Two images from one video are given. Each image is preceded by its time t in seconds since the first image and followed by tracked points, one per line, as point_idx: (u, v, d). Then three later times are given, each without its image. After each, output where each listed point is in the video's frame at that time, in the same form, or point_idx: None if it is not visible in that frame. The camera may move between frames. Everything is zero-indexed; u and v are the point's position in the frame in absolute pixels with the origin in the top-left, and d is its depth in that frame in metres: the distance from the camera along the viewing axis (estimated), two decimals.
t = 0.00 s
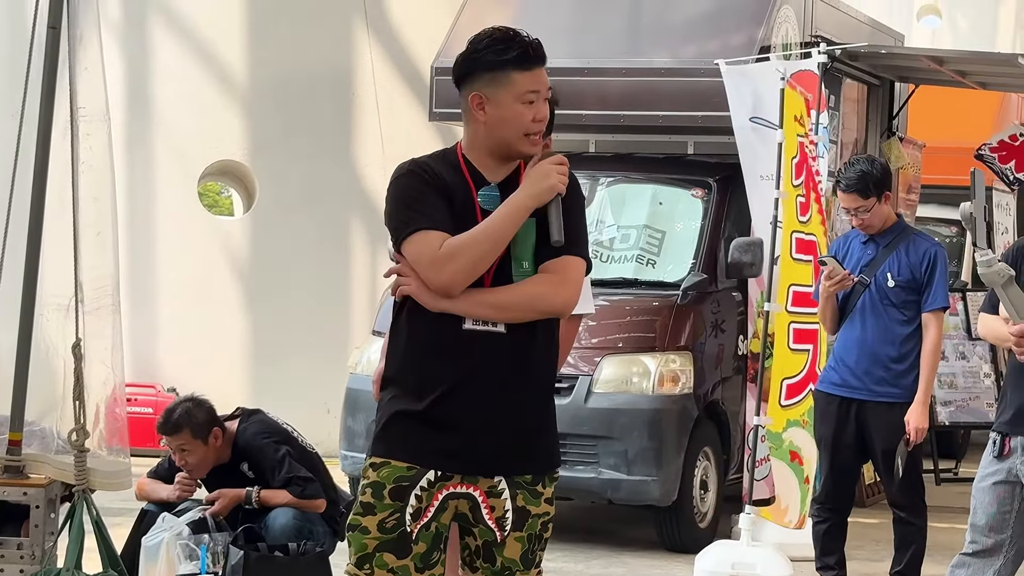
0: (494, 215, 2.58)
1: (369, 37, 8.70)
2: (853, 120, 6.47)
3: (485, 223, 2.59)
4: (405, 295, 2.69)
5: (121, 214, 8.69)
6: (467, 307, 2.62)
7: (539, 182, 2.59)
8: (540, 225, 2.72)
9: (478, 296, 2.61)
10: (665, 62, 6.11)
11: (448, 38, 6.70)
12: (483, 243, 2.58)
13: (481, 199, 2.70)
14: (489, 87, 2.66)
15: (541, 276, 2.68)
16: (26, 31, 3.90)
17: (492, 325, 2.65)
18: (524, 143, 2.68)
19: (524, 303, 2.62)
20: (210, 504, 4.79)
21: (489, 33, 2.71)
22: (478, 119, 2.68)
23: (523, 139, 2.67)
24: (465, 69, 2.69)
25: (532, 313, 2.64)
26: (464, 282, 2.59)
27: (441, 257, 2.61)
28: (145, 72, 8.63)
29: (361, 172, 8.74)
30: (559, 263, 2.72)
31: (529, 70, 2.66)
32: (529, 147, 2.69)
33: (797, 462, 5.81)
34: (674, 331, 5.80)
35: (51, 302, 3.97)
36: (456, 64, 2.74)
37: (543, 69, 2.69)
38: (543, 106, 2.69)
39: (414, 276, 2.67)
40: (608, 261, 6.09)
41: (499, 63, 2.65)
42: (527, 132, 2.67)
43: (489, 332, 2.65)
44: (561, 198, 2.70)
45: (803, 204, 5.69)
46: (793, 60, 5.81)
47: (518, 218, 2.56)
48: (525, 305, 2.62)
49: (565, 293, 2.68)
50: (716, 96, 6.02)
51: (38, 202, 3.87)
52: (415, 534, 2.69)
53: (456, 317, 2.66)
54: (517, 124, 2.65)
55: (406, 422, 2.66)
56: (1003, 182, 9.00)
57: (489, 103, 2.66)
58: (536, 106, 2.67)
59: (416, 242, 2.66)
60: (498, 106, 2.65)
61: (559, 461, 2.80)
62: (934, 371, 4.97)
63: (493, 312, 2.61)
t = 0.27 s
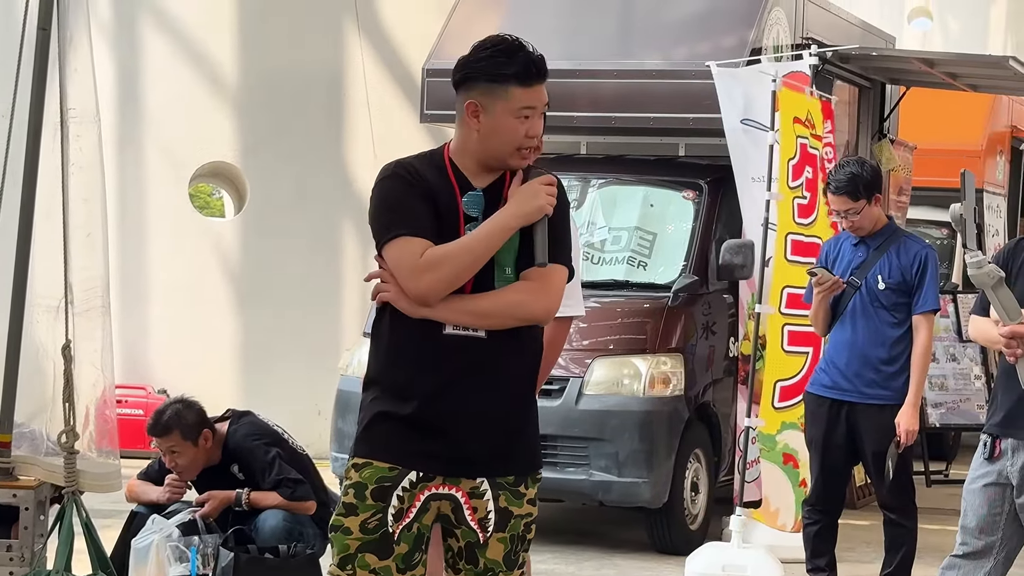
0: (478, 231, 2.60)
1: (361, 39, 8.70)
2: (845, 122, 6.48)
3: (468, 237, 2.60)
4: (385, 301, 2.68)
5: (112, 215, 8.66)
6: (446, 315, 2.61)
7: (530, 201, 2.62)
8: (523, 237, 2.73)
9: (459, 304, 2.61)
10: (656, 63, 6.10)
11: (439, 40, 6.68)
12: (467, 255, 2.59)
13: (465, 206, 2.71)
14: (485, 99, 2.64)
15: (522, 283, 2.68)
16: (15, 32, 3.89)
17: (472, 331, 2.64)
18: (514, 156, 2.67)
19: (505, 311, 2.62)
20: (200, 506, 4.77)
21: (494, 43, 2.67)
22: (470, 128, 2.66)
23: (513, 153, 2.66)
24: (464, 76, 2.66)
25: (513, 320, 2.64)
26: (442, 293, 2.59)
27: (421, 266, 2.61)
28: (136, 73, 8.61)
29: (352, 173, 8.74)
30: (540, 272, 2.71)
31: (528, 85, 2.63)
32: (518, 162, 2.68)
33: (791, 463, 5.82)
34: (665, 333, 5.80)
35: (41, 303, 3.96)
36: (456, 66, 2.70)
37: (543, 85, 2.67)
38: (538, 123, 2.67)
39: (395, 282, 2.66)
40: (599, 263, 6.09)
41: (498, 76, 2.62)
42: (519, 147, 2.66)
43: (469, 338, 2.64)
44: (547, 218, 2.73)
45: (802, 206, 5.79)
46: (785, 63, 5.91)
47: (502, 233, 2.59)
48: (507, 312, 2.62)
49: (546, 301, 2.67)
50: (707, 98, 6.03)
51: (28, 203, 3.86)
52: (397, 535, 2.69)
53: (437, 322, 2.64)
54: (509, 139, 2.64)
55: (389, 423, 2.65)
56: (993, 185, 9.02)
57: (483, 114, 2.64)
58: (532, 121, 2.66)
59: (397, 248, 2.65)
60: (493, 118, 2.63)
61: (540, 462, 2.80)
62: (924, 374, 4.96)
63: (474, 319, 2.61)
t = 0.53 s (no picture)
0: (460, 230, 2.59)
1: (356, 40, 8.69)
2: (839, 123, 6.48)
3: (450, 236, 2.60)
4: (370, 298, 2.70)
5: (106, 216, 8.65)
6: (427, 313, 2.61)
7: (511, 197, 2.60)
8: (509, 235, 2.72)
9: (440, 303, 2.61)
10: (650, 64, 6.11)
11: (433, 41, 6.68)
12: (447, 254, 2.59)
13: (454, 205, 2.71)
14: (467, 98, 2.65)
15: (504, 284, 2.67)
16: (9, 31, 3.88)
17: (456, 330, 2.64)
18: (501, 154, 2.67)
19: (487, 311, 2.62)
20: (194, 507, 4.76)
21: (472, 40, 2.68)
22: (456, 127, 2.67)
23: (501, 151, 2.66)
24: (447, 75, 2.68)
25: (497, 321, 2.63)
26: (424, 290, 2.60)
27: (403, 265, 2.62)
28: (130, 74, 8.61)
29: (346, 173, 8.72)
30: (525, 272, 2.70)
31: (507, 81, 2.63)
32: (507, 158, 2.68)
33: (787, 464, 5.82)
34: (659, 334, 5.80)
35: (35, 303, 3.95)
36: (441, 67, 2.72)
37: (525, 80, 2.66)
38: (523, 117, 2.67)
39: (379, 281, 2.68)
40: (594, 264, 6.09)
41: (478, 72, 2.63)
42: (505, 144, 2.66)
43: (452, 337, 2.64)
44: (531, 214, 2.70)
45: (804, 207, 5.79)
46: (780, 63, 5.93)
47: (482, 232, 2.58)
48: (490, 313, 2.62)
49: (530, 301, 2.66)
50: (700, 99, 6.03)
51: (22, 203, 3.84)
52: (380, 535, 2.69)
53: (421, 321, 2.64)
54: (494, 135, 2.64)
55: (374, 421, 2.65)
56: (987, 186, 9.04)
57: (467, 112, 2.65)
58: (515, 117, 2.65)
59: (383, 246, 2.67)
60: (475, 116, 2.64)
61: (527, 462, 2.80)
62: (918, 374, 4.96)
63: (456, 318, 2.61)
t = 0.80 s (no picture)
0: (434, 229, 2.58)
1: (351, 40, 8.70)
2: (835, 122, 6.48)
3: (424, 235, 2.59)
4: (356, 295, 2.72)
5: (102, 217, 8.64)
6: (408, 311, 2.62)
7: (482, 197, 2.55)
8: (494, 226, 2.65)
9: (421, 301, 2.61)
10: (647, 64, 6.11)
11: (430, 41, 6.68)
12: (422, 255, 2.58)
13: (444, 202, 2.70)
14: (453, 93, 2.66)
15: (486, 285, 2.63)
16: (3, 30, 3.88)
17: (440, 330, 2.63)
18: (483, 153, 2.66)
19: (469, 311, 2.60)
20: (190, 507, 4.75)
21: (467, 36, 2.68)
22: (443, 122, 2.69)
23: (482, 149, 2.65)
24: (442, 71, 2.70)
25: (482, 321, 2.61)
26: (398, 289, 2.60)
27: (380, 264, 2.63)
28: (126, 74, 8.61)
29: (341, 173, 8.73)
30: (510, 273, 2.67)
31: (491, 78, 2.62)
32: (489, 158, 2.66)
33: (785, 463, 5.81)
34: (655, 333, 5.80)
35: (29, 302, 3.95)
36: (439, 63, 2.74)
37: (511, 79, 2.64)
38: (507, 117, 2.64)
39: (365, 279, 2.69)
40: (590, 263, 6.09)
41: (463, 69, 2.63)
42: (486, 142, 2.65)
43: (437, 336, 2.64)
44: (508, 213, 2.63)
45: (801, 206, 5.75)
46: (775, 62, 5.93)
47: (454, 232, 2.55)
48: (470, 313, 2.60)
49: (515, 300, 2.64)
50: (696, 99, 6.04)
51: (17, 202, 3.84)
52: (370, 533, 2.69)
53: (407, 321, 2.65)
54: (475, 132, 2.63)
55: (364, 420, 2.66)
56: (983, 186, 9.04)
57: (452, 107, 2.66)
58: (497, 116, 2.63)
59: (367, 243, 2.68)
60: (458, 111, 2.64)
61: (522, 462, 2.78)
62: (914, 371, 4.96)
63: (438, 318, 2.60)
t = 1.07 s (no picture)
0: (421, 225, 2.57)
1: (346, 40, 8.68)
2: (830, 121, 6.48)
3: (411, 232, 2.58)
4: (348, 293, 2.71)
5: (97, 216, 8.63)
6: (399, 309, 2.61)
7: (466, 192, 2.55)
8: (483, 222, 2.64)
9: (411, 299, 2.61)
10: (642, 63, 6.11)
11: (425, 40, 6.67)
12: (407, 251, 2.57)
13: (435, 199, 2.69)
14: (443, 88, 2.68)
15: (477, 283, 2.63)
16: None
17: (433, 328, 2.63)
18: (470, 148, 2.67)
19: (460, 310, 2.60)
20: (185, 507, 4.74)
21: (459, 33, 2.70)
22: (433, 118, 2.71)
23: (468, 145, 2.66)
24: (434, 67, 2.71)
25: (474, 320, 2.61)
26: (386, 287, 2.60)
27: (369, 261, 2.62)
28: (121, 73, 8.60)
29: (336, 173, 8.72)
30: (501, 271, 2.66)
31: (478, 74, 2.63)
32: (476, 153, 2.67)
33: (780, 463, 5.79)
34: (650, 333, 5.80)
35: (25, 302, 3.95)
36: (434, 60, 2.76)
37: (498, 74, 2.64)
38: (493, 113, 2.65)
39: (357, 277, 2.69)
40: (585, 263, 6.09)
41: (452, 65, 2.65)
42: (473, 137, 2.65)
43: (431, 335, 2.63)
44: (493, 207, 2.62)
45: (799, 205, 5.72)
46: (770, 61, 5.91)
47: (440, 228, 2.55)
48: (461, 311, 2.60)
49: (507, 299, 2.63)
50: (692, 98, 6.04)
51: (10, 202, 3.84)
52: (364, 532, 2.68)
53: (399, 320, 2.65)
54: (461, 128, 2.65)
55: (358, 420, 2.66)
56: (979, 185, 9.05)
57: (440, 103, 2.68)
58: (484, 111, 2.64)
59: (358, 240, 2.67)
60: (445, 107, 2.66)
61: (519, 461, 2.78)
62: (909, 373, 4.97)
63: (429, 316, 2.60)
